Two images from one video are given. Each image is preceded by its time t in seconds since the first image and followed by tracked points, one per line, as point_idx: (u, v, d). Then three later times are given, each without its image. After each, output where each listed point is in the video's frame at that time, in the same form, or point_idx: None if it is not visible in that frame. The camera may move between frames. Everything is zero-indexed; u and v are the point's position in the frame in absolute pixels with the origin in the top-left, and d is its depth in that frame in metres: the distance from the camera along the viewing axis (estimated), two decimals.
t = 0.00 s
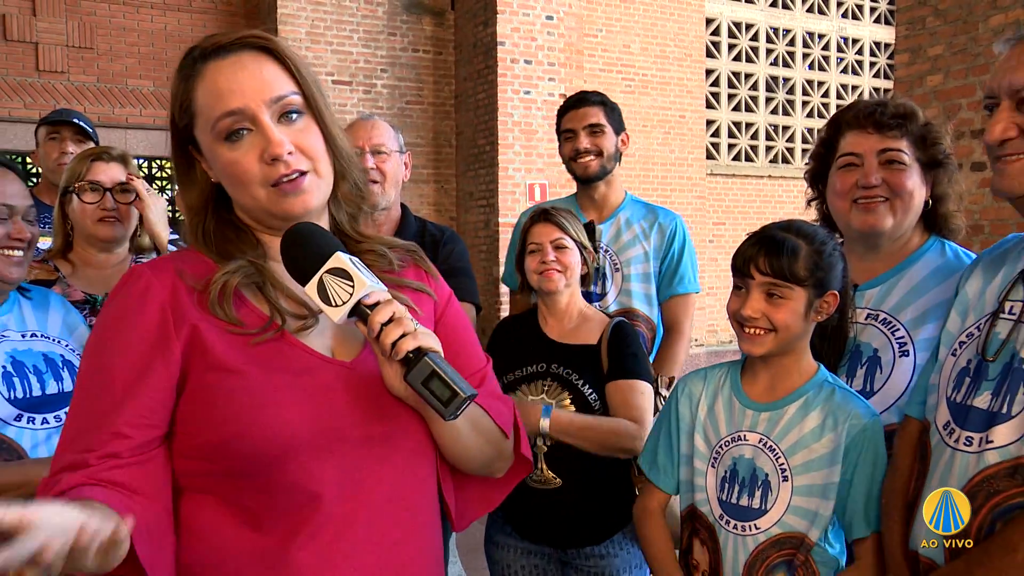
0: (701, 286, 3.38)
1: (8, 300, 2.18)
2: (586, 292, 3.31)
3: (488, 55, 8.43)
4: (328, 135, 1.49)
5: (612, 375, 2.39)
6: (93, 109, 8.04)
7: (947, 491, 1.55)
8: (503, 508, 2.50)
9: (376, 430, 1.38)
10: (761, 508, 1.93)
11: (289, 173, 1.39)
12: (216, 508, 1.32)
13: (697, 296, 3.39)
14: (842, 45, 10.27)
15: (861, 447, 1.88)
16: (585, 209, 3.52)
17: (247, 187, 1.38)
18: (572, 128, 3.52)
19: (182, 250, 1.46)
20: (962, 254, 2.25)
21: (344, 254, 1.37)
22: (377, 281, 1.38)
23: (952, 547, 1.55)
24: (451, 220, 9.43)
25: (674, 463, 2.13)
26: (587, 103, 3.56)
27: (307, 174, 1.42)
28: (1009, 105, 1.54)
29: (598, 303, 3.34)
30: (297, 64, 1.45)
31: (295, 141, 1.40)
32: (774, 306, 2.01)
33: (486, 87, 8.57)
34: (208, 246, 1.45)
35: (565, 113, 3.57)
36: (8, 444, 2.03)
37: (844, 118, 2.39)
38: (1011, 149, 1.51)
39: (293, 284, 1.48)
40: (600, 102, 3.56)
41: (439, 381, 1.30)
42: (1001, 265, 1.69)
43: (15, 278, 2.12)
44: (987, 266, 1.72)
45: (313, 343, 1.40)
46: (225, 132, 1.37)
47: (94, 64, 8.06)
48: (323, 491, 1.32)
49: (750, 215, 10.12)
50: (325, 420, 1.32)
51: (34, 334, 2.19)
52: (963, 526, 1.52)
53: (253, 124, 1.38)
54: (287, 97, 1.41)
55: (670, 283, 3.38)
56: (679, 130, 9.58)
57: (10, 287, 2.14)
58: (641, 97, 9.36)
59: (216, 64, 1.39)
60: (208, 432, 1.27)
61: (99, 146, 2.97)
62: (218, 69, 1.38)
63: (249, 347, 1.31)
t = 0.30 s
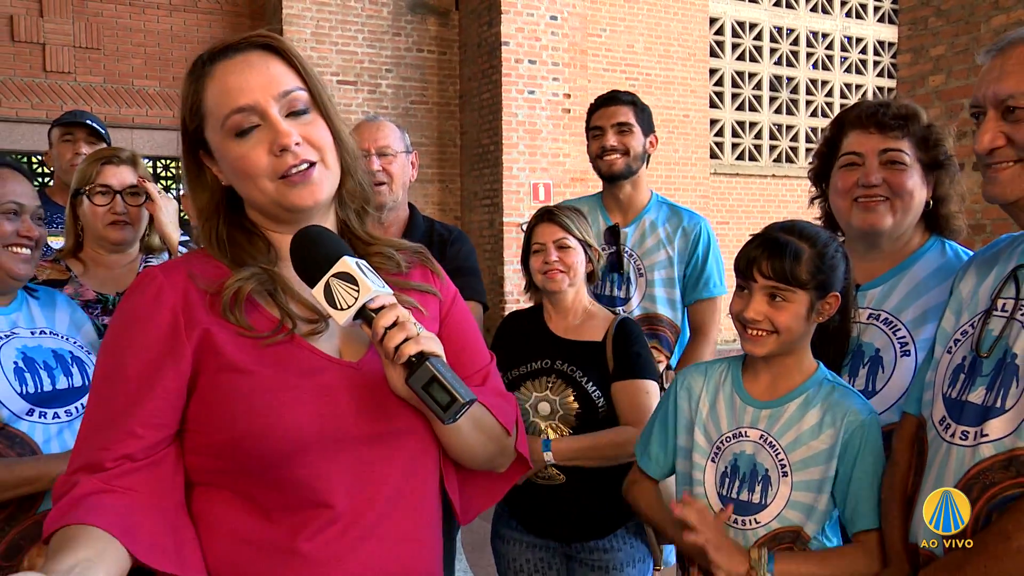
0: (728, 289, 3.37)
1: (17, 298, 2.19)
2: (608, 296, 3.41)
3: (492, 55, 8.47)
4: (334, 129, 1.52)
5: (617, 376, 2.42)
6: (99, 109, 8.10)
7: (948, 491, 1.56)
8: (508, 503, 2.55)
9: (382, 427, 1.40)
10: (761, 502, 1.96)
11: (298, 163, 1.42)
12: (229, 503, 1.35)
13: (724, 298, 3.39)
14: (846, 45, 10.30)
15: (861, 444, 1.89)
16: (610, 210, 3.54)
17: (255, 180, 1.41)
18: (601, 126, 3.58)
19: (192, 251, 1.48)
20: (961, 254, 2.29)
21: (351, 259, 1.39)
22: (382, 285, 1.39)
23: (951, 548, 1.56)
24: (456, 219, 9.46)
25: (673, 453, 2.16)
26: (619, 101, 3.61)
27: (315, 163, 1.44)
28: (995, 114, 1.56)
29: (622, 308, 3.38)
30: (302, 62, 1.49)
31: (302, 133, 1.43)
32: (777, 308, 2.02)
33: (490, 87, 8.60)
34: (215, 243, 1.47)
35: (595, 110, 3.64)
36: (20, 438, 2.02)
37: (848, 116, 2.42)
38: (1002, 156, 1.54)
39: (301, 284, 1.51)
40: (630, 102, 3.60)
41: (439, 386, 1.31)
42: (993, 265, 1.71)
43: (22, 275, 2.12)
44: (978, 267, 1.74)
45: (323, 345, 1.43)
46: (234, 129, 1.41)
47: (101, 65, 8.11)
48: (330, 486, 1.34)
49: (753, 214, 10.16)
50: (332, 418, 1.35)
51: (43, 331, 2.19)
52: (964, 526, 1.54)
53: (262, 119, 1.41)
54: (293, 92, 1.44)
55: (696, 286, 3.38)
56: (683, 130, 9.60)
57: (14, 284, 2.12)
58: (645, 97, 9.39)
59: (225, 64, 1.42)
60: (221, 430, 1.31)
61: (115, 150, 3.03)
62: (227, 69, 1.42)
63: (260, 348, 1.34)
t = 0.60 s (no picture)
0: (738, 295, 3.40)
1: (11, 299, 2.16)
2: (619, 299, 3.42)
3: (497, 56, 8.49)
4: (337, 140, 1.53)
5: (620, 373, 2.44)
6: (105, 110, 8.14)
7: (948, 492, 1.59)
8: (514, 500, 2.58)
9: (382, 422, 1.43)
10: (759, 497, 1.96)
11: (300, 175, 1.44)
12: (234, 495, 1.38)
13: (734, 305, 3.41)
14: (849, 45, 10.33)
15: (853, 441, 1.91)
16: (623, 213, 3.56)
17: (257, 188, 1.43)
18: (616, 129, 3.60)
19: (199, 252, 1.51)
20: (967, 254, 2.23)
21: (350, 258, 1.41)
22: (381, 283, 1.41)
23: (951, 546, 1.56)
24: (459, 220, 9.49)
25: (677, 445, 2.18)
26: (635, 106, 3.63)
27: (316, 174, 1.47)
28: (999, 118, 1.58)
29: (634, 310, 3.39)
30: (307, 74, 1.50)
31: (304, 144, 1.45)
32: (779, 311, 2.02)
33: (494, 87, 8.62)
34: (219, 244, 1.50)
35: (611, 114, 3.66)
36: (21, 433, 2.06)
37: (854, 118, 2.33)
38: (1006, 159, 1.57)
39: (303, 283, 1.53)
40: (647, 107, 3.62)
41: (436, 379, 1.33)
42: (999, 264, 1.74)
43: (17, 275, 2.11)
44: (986, 265, 1.77)
45: (324, 340, 1.45)
46: (239, 138, 1.43)
47: (107, 65, 8.15)
48: (332, 479, 1.37)
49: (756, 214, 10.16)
50: (333, 412, 1.38)
51: (40, 329, 2.18)
52: (964, 526, 1.55)
53: (266, 129, 1.43)
54: (297, 105, 1.46)
55: (707, 292, 3.40)
56: (686, 130, 9.61)
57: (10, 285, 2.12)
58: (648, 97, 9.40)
59: (233, 74, 1.44)
60: (225, 423, 1.33)
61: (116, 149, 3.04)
62: (235, 79, 1.44)
63: (263, 344, 1.37)
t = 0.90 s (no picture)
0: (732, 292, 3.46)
1: (6, 299, 2.14)
2: (618, 294, 3.44)
3: (499, 56, 8.52)
4: (343, 144, 1.55)
5: (622, 371, 2.46)
6: (109, 110, 8.18)
7: (948, 492, 1.60)
8: (517, 498, 2.61)
9: (389, 417, 1.45)
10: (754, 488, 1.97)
11: (308, 182, 1.47)
12: (245, 490, 1.41)
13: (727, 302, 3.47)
14: (850, 45, 10.36)
15: (840, 437, 1.91)
16: (620, 212, 3.57)
17: (266, 192, 1.46)
18: (611, 130, 3.61)
19: (210, 254, 1.54)
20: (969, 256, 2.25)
21: (358, 258, 1.43)
22: (388, 282, 1.44)
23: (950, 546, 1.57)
24: (462, 219, 9.52)
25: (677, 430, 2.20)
26: (628, 107, 3.64)
27: (321, 180, 1.50)
28: (998, 120, 1.60)
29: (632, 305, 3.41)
30: (316, 81, 1.52)
31: (313, 151, 1.47)
32: (767, 300, 2.04)
33: (497, 88, 8.65)
34: (229, 243, 1.53)
35: (605, 116, 3.67)
36: (24, 431, 2.04)
37: (863, 121, 2.31)
38: (1005, 161, 1.59)
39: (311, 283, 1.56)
40: (640, 107, 3.63)
41: (441, 376, 1.36)
42: (1000, 264, 1.75)
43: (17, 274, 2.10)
44: (987, 264, 1.78)
45: (332, 336, 1.47)
46: (249, 144, 1.45)
47: (111, 66, 8.19)
48: (341, 473, 1.40)
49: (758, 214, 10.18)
50: (341, 408, 1.40)
51: (38, 327, 2.16)
52: (964, 525, 1.57)
53: (275, 136, 1.45)
54: (306, 112, 1.48)
55: (703, 288, 3.45)
56: (688, 130, 9.63)
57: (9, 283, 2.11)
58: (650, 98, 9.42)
59: (244, 80, 1.46)
60: (237, 419, 1.36)
61: (118, 149, 3.06)
62: (246, 86, 1.46)
63: (271, 342, 1.39)
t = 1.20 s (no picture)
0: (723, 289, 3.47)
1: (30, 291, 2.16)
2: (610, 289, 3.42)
3: (502, 57, 8.54)
4: (359, 149, 1.57)
5: (624, 372, 2.48)
6: (114, 110, 8.21)
7: (948, 492, 1.61)
8: (520, 496, 2.64)
9: (397, 415, 1.48)
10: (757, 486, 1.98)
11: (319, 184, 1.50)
12: (254, 486, 1.43)
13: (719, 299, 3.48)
14: (853, 45, 10.37)
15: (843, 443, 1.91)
16: (613, 211, 3.59)
17: (276, 190, 1.49)
18: (601, 133, 3.61)
19: (224, 250, 1.57)
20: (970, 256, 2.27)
21: (368, 260, 1.45)
22: (396, 283, 1.46)
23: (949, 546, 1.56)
24: (465, 219, 9.55)
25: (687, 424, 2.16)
26: (616, 109, 3.62)
27: (331, 182, 1.52)
28: (993, 122, 1.62)
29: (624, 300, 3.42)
30: (337, 85, 1.53)
31: (326, 153, 1.50)
32: (759, 279, 2.06)
33: (500, 88, 8.68)
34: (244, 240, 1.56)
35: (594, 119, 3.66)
36: (43, 424, 1.98)
37: (861, 124, 2.34)
38: (999, 162, 1.61)
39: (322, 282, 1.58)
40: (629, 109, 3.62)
41: (447, 377, 1.37)
42: (998, 264, 1.77)
43: (28, 272, 2.08)
44: (986, 263, 1.80)
45: (341, 335, 1.50)
46: (264, 142, 1.48)
47: (115, 67, 8.23)
48: (349, 469, 1.42)
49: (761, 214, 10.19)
50: (350, 405, 1.42)
51: (58, 322, 2.17)
52: (963, 526, 1.57)
53: (291, 136, 1.48)
54: (324, 115, 1.50)
55: (693, 285, 3.47)
56: (691, 130, 9.65)
57: (19, 280, 2.08)
58: (653, 98, 9.44)
59: (266, 80, 1.49)
60: (247, 415, 1.39)
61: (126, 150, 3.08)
62: (267, 85, 1.48)
63: (283, 340, 1.42)
